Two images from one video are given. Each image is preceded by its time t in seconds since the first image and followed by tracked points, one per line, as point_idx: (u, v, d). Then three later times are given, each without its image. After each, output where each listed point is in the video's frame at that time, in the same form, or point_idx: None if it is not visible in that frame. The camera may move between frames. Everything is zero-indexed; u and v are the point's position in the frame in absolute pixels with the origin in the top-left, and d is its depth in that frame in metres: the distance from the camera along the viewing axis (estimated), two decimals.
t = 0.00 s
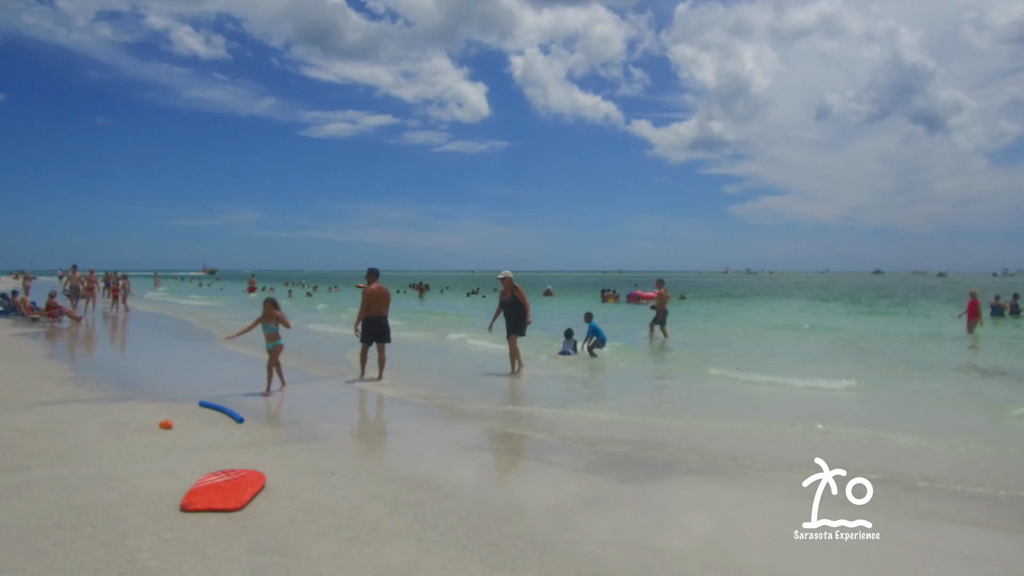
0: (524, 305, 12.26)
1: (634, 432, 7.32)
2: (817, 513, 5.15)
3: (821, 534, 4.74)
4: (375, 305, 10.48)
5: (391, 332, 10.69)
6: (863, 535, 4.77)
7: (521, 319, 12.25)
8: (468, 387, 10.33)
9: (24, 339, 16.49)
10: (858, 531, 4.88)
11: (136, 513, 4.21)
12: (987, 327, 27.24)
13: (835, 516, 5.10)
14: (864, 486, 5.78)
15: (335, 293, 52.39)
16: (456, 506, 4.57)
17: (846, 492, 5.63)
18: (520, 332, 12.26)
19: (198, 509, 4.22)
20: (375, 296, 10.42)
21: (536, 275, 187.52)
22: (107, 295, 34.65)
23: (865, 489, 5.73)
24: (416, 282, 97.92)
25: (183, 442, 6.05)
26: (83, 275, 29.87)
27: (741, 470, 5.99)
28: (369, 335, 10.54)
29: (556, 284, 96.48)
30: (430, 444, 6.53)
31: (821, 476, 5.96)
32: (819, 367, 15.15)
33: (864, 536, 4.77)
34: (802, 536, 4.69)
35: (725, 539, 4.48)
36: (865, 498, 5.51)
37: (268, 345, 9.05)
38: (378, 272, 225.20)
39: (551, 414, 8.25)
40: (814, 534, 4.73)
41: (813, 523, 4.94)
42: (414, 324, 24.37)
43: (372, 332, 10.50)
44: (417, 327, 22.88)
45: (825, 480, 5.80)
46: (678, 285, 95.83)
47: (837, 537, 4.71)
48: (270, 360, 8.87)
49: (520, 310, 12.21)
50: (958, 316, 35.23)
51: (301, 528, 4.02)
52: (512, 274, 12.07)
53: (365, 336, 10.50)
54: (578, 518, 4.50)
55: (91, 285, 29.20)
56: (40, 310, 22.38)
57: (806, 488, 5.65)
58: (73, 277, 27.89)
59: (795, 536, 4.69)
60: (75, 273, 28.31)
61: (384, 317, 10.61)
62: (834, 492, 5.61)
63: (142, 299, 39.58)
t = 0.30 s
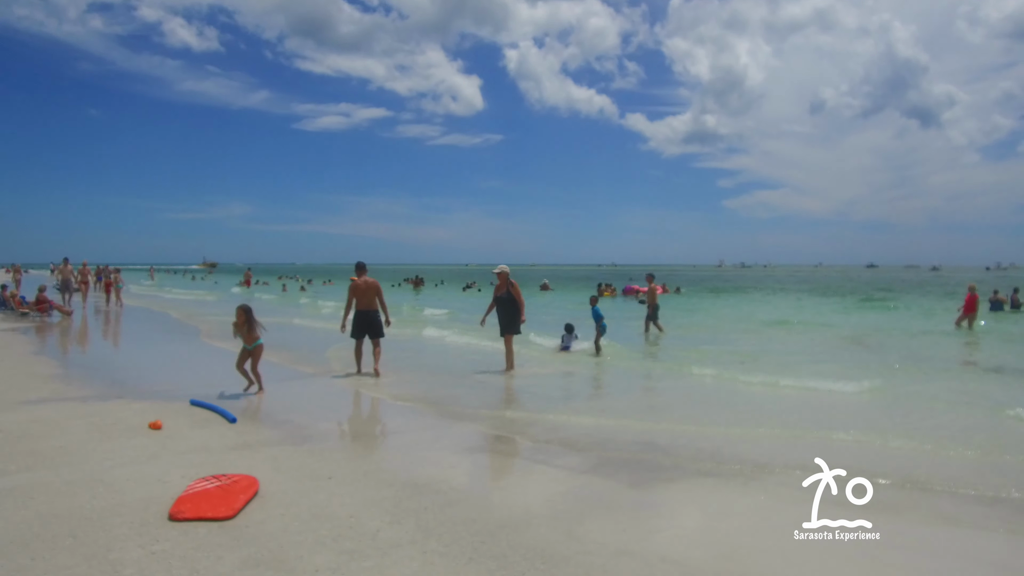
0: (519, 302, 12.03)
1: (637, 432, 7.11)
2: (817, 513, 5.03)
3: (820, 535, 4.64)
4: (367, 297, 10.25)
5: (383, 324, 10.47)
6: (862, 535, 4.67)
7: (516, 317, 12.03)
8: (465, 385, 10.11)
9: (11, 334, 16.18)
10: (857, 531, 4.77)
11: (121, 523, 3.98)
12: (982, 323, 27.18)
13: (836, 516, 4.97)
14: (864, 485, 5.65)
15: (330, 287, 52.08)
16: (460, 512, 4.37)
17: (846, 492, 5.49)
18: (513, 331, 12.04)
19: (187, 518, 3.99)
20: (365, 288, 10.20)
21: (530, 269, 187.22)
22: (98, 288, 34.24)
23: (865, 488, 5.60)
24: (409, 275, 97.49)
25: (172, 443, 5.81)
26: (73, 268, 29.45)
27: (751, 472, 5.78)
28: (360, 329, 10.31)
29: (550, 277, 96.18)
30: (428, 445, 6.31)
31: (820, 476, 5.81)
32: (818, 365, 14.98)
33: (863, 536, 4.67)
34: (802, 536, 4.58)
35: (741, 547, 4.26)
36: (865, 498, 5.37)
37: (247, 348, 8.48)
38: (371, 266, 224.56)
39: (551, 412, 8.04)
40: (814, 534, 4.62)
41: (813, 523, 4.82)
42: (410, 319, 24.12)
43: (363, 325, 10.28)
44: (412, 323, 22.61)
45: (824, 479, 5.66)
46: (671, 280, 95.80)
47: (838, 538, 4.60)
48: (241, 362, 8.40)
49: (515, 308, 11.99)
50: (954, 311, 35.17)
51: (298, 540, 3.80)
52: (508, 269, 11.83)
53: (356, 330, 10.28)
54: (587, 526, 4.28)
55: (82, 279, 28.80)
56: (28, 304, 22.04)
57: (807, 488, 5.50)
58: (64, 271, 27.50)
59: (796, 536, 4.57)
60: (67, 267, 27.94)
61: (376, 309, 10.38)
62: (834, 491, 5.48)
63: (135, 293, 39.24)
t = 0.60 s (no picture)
0: (518, 292, 11.75)
1: (646, 425, 6.85)
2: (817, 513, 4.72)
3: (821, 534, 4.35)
4: (363, 285, 9.99)
5: (381, 312, 10.22)
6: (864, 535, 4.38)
7: (513, 307, 11.77)
8: (466, 377, 9.84)
9: (8, 324, 15.98)
10: (858, 531, 4.47)
11: (105, 523, 3.72)
12: (989, 316, 26.76)
13: (836, 515, 4.67)
14: (864, 486, 5.25)
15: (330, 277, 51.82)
16: (478, 510, 4.14)
17: (847, 492, 5.12)
18: (512, 322, 11.79)
19: (177, 518, 3.75)
20: (362, 276, 9.94)
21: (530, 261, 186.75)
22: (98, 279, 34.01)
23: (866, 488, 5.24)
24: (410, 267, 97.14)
25: (163, 437, 5.55)
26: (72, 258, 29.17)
27: (769, 467, 5.53)
28: (358, 317, 10.03)
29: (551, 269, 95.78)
30: (426, 437, 6.05)
31: (820, 476, 5.43)
32: (822, 357, 14.72)
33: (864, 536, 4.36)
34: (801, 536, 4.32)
35: (766, 552, 4.00)
36: (865, 498, 5.02)
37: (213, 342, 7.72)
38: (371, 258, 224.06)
39: (556, 405, 7.78)
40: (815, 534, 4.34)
41: (813, 522, 4.54)
42: (408, 310, 23.87)
43: (361, 314, 10.01)
44: (410, 313, 22.37)
45: (824, 479, 5.31)
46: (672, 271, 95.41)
47: (838, 538, 4.31)
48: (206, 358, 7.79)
49: (514, 297, 11.71)
50: (954, 302, 35.01)
51: (292, 541, 3.54)
52: (509, 256, 11.52)
53: (354, 319, 10.01)
54: (604, 527, 4.03)
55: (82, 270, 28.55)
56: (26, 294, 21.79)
57: (807, 488, 5.14)
58: (64, 262, 27.25)
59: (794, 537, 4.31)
60: (67, 257, 27.70)
61: (374, 298, 10.12)
62: (835, 490, 5.14)
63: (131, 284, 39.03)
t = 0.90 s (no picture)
0: (514, 287, 11.48)
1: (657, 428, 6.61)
2: (816, 513, 4.60)
3: (821, 534, 4.25)
4: (368, 282, 9.72)
5: (386, 309, 10.00)
6: (862, 536, 4.27)
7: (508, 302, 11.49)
8: (468, 376, 9.61)
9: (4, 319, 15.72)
10: (857, 531, 4.37)
11: (89, 541, 3.48)
12: (988, 311, 26.60)
13: (836, 515, 4.56)
14: (864, 485, 5.12)
15: (327, 270, 51.50)
16: (477, 526, 3.88)
17: (846, 492, 5.00)
18: (508, 319, 11.53)
19: (166, 535, 3.49)
20: (368, 274, 9.65)
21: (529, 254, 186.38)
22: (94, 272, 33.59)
23: (865, 488, 5.11)
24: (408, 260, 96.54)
25: (155, 442, 5.29)
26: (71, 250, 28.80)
27: (768, 467, 5.39)
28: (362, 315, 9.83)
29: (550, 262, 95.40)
30: (418, 437, 5.89)
31: (817, 475, 5.30)
32: (821, 354, 14.58)
33: (863, 537, 4.26)
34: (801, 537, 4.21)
35: (794, 567, 3.77)
36: (864, 498, 4.89)
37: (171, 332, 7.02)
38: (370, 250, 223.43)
39: (561, 407, 7.55)
40: (813, 535, 4.23)
41: (813, 522, 4.44)
42: (406, 305, 23.64)
43: (365, 312, 9.80)
44: (408, 308, 22.12)
45: (823, 479, 5.18)
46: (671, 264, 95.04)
47: (838, 539, 4.21)
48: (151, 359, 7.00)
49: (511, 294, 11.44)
50: (955, 297, 34.80)
51: (290, 562, 3.29)
52: (508, 251, 11.24)
53: (359, 315, 9.80)
54: (623, 544, 3.81)
55: (80, 263, 28.15)
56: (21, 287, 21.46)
57: (806, 488, 5.02)
58: (64, 255, 26.88)
59: (795, 537, 4.20)
60: (67, 250, 27.36)
61: (380, 296, 9.86)
62: (834, 489, 5.02)
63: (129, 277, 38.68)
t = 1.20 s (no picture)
0: (514, 278, 11.23)
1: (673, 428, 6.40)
2: (816, 513, 4.43)
3: (820, 534, 4.09)
4: (382, 273, 9.50)
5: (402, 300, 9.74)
6: (862, 536, 4.13)
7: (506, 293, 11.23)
8: (474, 372, 9.38)
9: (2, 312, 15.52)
10: (857, 531, 4.21)
11: (83, 552, 3.26)
12: (995, 305, 26.33)
13: (835, 515, 4.40)
14: (864, 485, 4.96)
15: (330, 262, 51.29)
16: (497, 535, 3.66)
17: (845, 492, 4.83)
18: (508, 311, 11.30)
19: (165, 544, 3.27)
20: (382, 264, 9.43)
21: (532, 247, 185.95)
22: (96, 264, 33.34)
23: (864, 487, 4.94)
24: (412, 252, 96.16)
25: (156, 442, 5.08)
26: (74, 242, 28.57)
27: (766, 467, 5.21)
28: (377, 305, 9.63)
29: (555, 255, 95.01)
30: (407, 435, 5.71)
31: (816, 475, 5.11)
32: (826, 350, 14.38)
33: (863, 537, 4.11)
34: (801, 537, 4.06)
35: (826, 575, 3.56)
36: (864, 498, 4.73)
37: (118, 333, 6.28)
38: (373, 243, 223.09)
39: (573, 405, 7.33)
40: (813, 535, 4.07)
41: (812, 522, 4.27)
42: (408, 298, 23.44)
43: (380, 301, 9.57)
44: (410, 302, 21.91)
45: (822, 479, 5.00)
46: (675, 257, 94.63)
47: (838, 539, 4.05)
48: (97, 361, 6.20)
49: (510, 284, 11.20)
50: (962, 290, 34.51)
51: None
52: (504, 242, 11.00)
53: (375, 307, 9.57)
54: (652, 555, 3.60)
55: (83, 255, 27.89)
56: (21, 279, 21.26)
57: (806, 488, 4.85)
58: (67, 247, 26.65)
59: (794, 537, 4.04)
60: (70, 242, 27.12)
61: (395, 286, 9.64)
62: (833, 489, 4.84)
63: (132, 268, 38.42)
